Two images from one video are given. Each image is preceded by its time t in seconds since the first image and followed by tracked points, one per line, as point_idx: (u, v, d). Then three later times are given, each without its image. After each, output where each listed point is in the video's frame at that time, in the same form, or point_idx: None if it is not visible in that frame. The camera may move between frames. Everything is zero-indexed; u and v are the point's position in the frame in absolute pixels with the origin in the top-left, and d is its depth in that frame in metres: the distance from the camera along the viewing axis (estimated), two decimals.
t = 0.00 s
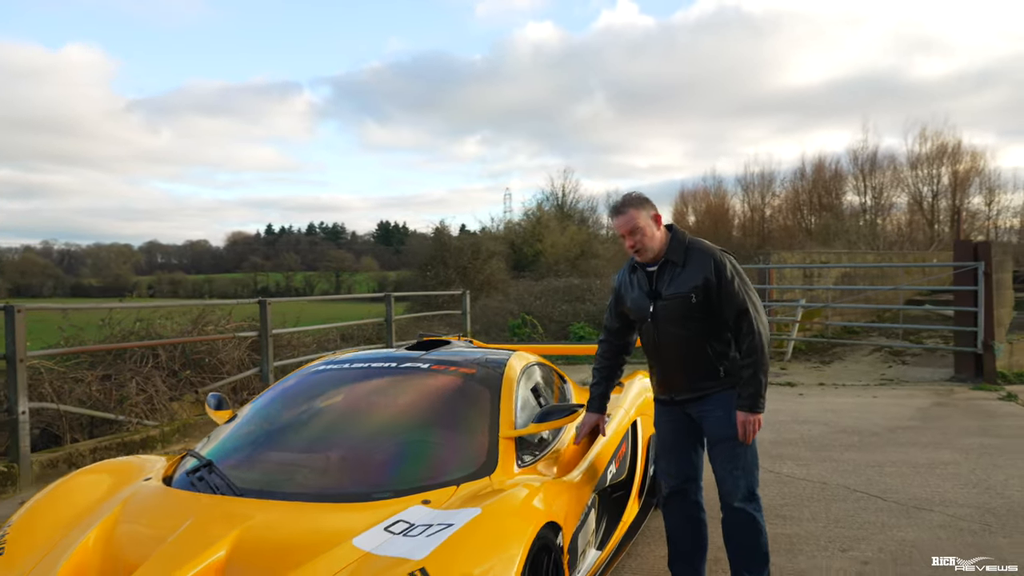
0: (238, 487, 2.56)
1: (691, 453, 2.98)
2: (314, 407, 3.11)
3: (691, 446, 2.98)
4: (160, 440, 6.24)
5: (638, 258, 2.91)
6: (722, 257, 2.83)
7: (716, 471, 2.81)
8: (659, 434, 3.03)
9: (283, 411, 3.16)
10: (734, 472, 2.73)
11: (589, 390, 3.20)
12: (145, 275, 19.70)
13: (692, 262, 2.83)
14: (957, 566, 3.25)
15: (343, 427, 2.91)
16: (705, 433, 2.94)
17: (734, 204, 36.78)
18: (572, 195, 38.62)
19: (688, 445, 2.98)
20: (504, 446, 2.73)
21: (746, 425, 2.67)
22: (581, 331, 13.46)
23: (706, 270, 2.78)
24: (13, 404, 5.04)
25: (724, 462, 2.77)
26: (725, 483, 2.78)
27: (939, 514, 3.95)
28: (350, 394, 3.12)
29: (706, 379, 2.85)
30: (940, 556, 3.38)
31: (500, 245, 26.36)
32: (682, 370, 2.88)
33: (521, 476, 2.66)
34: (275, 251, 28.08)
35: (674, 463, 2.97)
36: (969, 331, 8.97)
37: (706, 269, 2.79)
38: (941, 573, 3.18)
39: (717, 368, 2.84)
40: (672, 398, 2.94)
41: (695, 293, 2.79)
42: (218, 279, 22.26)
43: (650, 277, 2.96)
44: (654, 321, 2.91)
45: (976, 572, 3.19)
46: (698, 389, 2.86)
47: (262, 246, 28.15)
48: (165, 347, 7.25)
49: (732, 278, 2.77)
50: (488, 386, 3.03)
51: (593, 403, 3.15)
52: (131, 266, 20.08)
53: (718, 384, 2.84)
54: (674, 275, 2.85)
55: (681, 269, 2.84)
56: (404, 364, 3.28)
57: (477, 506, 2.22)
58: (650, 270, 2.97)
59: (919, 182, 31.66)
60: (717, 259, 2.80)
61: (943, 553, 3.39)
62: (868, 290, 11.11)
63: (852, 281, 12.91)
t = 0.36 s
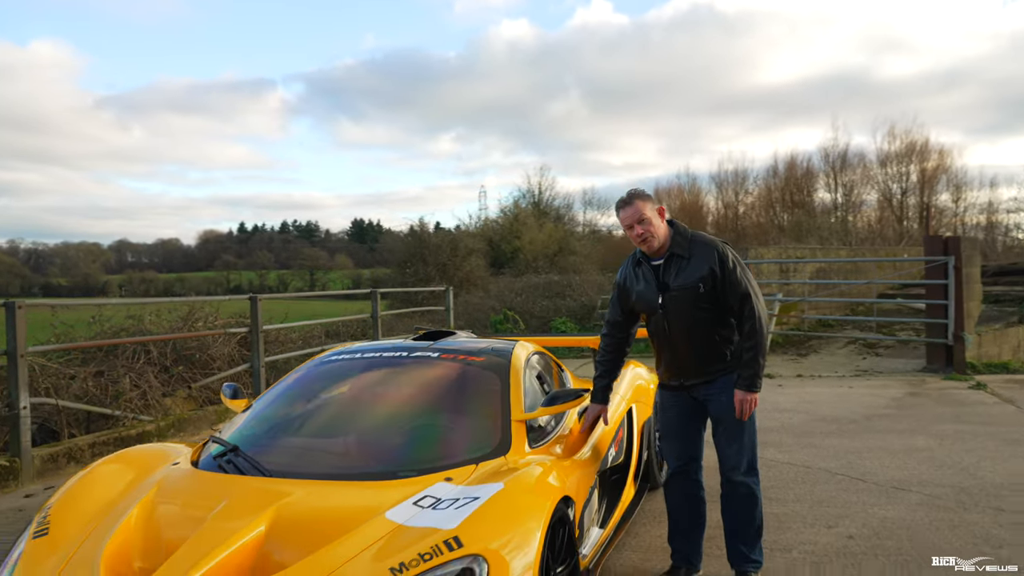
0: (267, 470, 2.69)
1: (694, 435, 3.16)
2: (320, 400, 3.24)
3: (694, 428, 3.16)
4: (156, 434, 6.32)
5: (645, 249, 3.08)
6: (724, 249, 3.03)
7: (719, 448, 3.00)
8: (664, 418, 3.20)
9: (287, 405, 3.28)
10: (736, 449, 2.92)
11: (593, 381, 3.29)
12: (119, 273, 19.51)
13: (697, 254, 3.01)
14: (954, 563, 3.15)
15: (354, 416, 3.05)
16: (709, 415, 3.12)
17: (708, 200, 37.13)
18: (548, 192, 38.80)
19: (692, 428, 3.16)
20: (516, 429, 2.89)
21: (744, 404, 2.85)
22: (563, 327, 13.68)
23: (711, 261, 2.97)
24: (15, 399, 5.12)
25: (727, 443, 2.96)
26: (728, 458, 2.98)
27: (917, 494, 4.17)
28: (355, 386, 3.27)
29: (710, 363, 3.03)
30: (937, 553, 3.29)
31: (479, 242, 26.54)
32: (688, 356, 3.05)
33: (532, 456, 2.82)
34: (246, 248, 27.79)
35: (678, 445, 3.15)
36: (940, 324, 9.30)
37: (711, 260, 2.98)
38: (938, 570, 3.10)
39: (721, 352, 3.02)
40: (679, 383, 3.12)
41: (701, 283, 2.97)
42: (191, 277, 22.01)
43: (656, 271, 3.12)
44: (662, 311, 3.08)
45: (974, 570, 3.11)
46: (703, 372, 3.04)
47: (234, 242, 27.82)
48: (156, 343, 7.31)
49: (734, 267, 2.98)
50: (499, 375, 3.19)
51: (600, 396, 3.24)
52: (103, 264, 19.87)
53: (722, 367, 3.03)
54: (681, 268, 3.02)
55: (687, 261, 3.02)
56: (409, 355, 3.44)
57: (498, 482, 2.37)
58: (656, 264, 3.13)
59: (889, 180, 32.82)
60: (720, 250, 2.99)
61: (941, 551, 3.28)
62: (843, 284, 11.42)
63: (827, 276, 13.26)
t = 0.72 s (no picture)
0: (290, 454, 2.81)
1: (698, 419, 3.35)
2: (327, 390, 3.37)
3: (698, 413, 3.34)
4: (152, 425, 6.39)
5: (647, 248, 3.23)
6: (722, 243, 3.19)
7: (721, 430, 3.20)
8: (669, 404, 3.39)
9: (295, 394, 3.40)
10: (736, 432, 3.13)
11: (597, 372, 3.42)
12: (93, 265, 19.29)
13: (696, 249, 3.17)
14: (956, 566, 3.03)
15: (365, 403, 3.19)
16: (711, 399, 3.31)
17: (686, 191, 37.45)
18: (528, 183, 38.89)
19: (696, 412, 3.35)
20: (525, 415, 3.03)
21: (747, 389, 3.02)
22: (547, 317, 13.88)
23: (710, 255, 3.13)
24: (15, 390, 5.17)
25: (727, 426, 3.16)
26: (730, 439, 3.18)
27: (897, 475, 4.38)
28: (361, 375, 3.40)
29: (715, 352, 3.20)
30: (939, 555, 3.15)
31: (460, 232, 26.64)
32: (693, 346, 3.23)
33: (542, 440, 2.97)
34: (222, 238, 27.52)
35: (682, 430, 3.34)
36: (915, 313, 9.58)
37: (708, 253, 3.14)
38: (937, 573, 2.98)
39: (724, 341, 3.20)
40: (685, 372, 3.30)
41: (702, 277, 3.13)
42: (166, 267, 21.85)
43: (658, 268, 3.27)
44: (666, 305, 3.24)
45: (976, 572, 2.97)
46: (708, 361, 3.22)
47: (210, 232, 27.56)
48: (149, 335, 7.35)
49: (732, 259, 3.14)
50: (507, 364, 3.34)
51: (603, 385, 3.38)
52: (75, 256, 19.67)
53: (725, 355, 3.20)
54: (681, 263, 3.18)
55: (686, 256, 3.18)
56: (412, 344, 3.58)
57: (514, 464, 2.51)
58: (658, 261, 3.28)
59: (863, 171, 33.41)
60: (718, 244, 3.15)
61: (942, 552, 3.16)
62: (821, 275, 11.67)
63: (805, 266, 13.55)
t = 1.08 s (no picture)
0: (317, 441, 2.91)
1: (708, 407, 3.50)
2: (339, 381, 3.48)
3: (708, 400, 3.49)
4: (153, 419, 6.45)
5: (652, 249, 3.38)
6: (728, 240, 3.33)
7: (728, 417, 3.37)
8: (681, 392, 3.54)
9: (310, 385, 3.50)
10: (743, 418, 3.29)
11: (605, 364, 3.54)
12: (75, 260, 19.15)
13: (704, 247, 3.31)
14: (956, 566, 2.98)
15: (381, 393, 3.31)
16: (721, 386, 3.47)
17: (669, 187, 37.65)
18: (512, 180, 38.98)
19: (707, 400, 3.50)
20: (540, 403, 3.16)
21: (752, 378, 3.18)
22: (536, 313, 14.03)
23: (717, 253, 3.27)
24: (21, 384, 5.22)
25: (735, 413, 3.32)
26: (736, 426, 3.34)
27: (887, 462, 4.55)
28: (373, 367, 3.51)
29: (724, 345, 3.36)
30: (939, 554, 3.10)
31: (446, 228, 26.72)
32: (704, 340, 3.39)
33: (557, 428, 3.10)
34: (203, 234, 27.37)
35: (693, 416, 3.50)
36: (899, 308, 9.80)
37: (715, 250, 3.28)
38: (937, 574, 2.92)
39: (732, 334, 3.35)
40: (697, 364, 3.46)
41: (710, 274, 3.27)
42: (147, 264, 21.73)
43: (668, 266, 3.40)
44: (676, 301, 3.39)
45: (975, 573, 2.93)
46: (718, 353, 3.38)
47: (190, 228, 27.33)
48: (146, 330, 7.40)
49: (737, 255, 3.28)
50: (521, 356, 3.46)
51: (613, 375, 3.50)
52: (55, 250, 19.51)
53: (733, 347, 3.36)
54: (690, 261, 3.32)
55: (694, 254, 3.31)
56: (427, 337, 3.70)
57: (535, 448, 2.64)
58: (667, 259, 3.42)
59: (843, 169, 33.82)
60: (725, 242, 3.29)
61: (942, 552, 3.11)
62: (806, 271, 11.87)
63: (790, 263, 13.79)
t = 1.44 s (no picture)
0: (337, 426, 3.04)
1: (708, 394, 3.66)
2: (348, 371, 3.59)
3: (708, 387, 3.65)
4: (153, 408, 6.52)
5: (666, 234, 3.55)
6: (740, 233, 3.48)
7: (728, 406, 3.54)
8: (683, 378, 3.70)
9: (321, 375, 3.61)
10: (741, 408, 3.46)
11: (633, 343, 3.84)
12: (51, 251, 18.89)
13: (715, 237, 3.48)
14: (956, 566, 2.92)
15: (391, 382, 3.43)
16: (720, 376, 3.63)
17: (652, 178, 37.89)
18: (495, 171, 39.01)
19: (707, 388, 3.66)
20: (549, 390, 3.30)
21: (751, 369, 3.36)
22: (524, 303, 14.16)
23: (727, 244, 3.44)
24: (26, 374, 5.28)
25: (734, 403, 3.49)
26: (736, 415, 3.51)
27: (873, 447, 4.74)
28: (382, 357, 3.64)
29: (725, 335, 3.52)
30: (939, 554, 3.04)
31: (430, 219, 26.74)
32: (705, 328, 3.55)
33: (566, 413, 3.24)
34: (181, 224, 27.13)
35: (693, 403, 3.66)
36: (881, 299, 10.04)
37: (726, 242, 3.44)
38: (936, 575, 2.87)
39: (733, 325, 3.51)
40: (696, 349, 3.63)
41: (717, 264, 3.44)
42: (125, 254, 21.52)
43: (680, 251, 3.58)
44: (683, 286, 3.57)
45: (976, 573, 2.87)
46: (718, 342, 3.54)
47: (168, 218, 27.08)
48: (142, 321, 7.45)
49: (746, 249, 3.44)
50: (528, 344, 3.60)
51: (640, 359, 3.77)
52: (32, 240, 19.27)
53: (734, 338, 3.52)
54: (701, 249, 3.49)
55: (706, 243, 3.48)
56: (437, 326, 3.83)
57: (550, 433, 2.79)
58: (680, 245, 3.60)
59: (823, 161, 34.22)
60: (736, 234, 3.45)
61: (942, 551, 3.05)
62: (789, 262, 12.09)
63: (773, 254, 14.03)
